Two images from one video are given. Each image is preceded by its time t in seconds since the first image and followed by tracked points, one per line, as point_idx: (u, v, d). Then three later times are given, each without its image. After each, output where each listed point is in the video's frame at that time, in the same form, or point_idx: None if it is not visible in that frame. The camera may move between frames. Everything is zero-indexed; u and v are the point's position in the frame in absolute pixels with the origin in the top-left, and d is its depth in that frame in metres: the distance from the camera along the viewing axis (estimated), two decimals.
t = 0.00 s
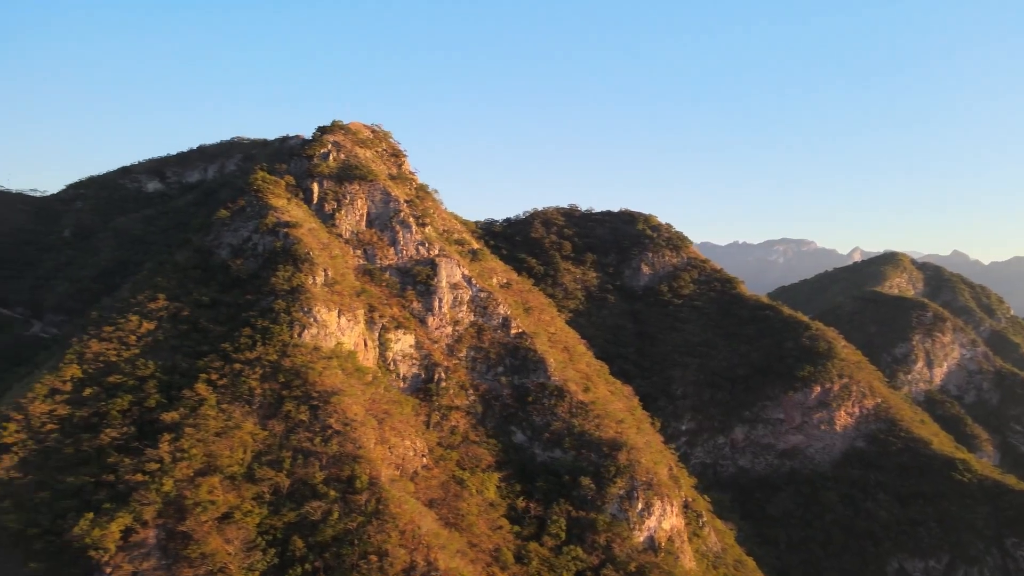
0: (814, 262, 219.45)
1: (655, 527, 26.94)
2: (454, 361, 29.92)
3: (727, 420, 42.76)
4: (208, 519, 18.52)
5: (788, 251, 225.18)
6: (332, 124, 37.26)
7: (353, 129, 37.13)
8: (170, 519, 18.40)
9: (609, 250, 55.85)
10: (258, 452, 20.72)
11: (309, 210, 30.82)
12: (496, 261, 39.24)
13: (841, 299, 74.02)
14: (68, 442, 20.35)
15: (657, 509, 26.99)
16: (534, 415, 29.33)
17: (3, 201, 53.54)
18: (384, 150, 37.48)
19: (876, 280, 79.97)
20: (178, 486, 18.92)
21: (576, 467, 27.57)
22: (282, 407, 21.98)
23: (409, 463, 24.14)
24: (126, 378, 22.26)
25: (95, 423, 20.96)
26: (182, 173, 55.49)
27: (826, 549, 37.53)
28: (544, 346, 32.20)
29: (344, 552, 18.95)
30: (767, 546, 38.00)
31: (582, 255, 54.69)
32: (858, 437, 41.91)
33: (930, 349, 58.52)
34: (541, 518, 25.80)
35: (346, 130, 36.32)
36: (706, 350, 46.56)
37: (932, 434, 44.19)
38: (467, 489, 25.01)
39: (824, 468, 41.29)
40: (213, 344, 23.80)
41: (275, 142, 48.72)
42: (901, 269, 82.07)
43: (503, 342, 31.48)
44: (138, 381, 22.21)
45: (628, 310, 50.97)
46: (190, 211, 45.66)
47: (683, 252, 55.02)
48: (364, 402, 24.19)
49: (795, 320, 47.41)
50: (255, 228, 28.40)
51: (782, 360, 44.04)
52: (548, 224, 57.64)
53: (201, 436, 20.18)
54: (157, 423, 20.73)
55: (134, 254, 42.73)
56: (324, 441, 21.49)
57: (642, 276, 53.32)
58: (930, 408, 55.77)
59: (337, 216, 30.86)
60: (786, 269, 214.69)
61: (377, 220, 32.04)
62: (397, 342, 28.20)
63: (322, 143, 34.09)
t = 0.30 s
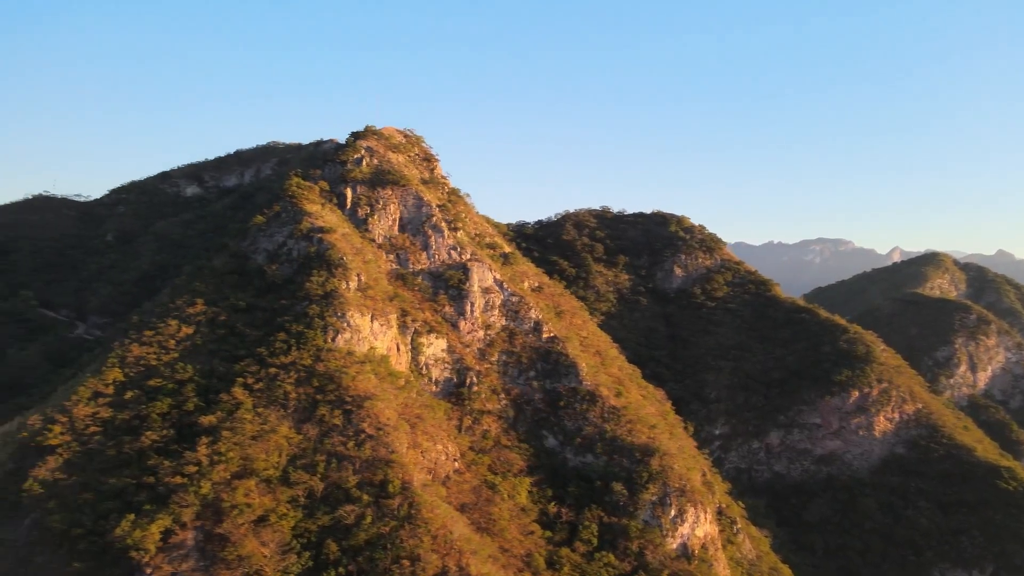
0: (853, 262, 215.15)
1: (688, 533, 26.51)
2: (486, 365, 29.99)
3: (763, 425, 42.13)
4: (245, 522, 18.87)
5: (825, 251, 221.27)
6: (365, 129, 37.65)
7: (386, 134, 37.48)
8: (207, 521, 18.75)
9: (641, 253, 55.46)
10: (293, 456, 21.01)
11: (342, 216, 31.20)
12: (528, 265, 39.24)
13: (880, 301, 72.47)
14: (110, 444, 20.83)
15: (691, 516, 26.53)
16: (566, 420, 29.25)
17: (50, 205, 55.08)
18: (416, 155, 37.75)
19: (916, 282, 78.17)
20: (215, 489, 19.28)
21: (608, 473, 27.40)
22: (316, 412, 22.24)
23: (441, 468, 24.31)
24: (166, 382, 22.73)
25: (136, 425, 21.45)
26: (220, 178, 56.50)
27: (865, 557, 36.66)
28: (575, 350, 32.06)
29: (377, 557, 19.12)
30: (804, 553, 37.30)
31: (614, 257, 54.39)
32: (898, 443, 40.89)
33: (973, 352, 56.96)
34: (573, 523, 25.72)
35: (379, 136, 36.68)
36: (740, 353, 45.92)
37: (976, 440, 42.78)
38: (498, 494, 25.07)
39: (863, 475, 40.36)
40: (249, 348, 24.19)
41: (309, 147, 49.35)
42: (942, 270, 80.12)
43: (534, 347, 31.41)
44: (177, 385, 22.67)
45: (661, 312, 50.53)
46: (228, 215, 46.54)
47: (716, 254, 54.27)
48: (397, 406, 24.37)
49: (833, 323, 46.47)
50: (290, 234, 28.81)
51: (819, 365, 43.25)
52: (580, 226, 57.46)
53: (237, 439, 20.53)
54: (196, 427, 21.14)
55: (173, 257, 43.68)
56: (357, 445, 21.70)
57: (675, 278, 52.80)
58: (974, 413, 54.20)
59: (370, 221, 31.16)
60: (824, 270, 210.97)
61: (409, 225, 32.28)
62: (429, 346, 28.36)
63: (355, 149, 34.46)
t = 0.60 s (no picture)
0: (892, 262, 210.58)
1: (722, 541, 26.04)
2: (518, 369, 30.00)
3: (798, 430, 41.41)
4: (280, 524, 19.16)
5: (862, 251, 217.00)
6: (398, 134, 37.94)
7: (418, 138, 37.76)
8: (243, 524, 19.05)
9: (674, 255, 54.94)
10: (327, 459, 21.24)
11: (375, 220, 31.52)
12: (560, 268, 39.17)
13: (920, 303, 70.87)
14: (150, 446, 21.33)
15: (724, 524, 26.02)
16: (598, 425, 29.11)
17: (93, 209, 56.56)
18: (448, 159, 37.92)
19: (958, 283, 76.24)
20: (251, 492, 19.61)
21: (640, 478, 27.16)
22: (349, 416, 22.46)
23: (473, 473, 24.43)
24: (203, 386, 23.18)
25: (175, 428, 21.92)
26: (256, 181, 57.45)
27: (905, 567, 35.67)
28: (607, 354, 31.87)
29: (409, 561, 19.24)
30: (841, 561, 36.50)
31: (646, 259, 53.99)
32: (940, 450, 39.82)
33: (1018, 356, 55.50)
34: (604, 529, 25.63)
35: (411, 140, 36.93)
36: (775, 357, 45.22)
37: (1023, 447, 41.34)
38: (530, 499, 25.08)
39: (903, 481, 39.41)
40: (284, 353, 24.55)
41: (342, 151, 49.88)
42: (986, 270, 78.03)
43: (566, 351, 31.28)
44: (214, 388, 23.10)
45: (694, 315, 50.03)
46: (264, 219, 47.28)
47: (751, 256, 53.48)
48: (429, 410, 24.51)
49: (871, 326, 45.44)
50: (323, 239, 29.16)
51: (857, 369, 42.36)
52: (612, 228, 57.17)
53: (273, 443, 20.85)
54: (232, 430, 21.52)
55: (211, 260, 44.52)
56: (390, 450, 21.86)
57: (708, 280, 52.24)
58: (1019, 418, 52.78)
59: (402, 226, 31.41)
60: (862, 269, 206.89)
61: (441, 229, 32.45)
62: (461, 350, 28.47)
63: (387, 154, 34.74)
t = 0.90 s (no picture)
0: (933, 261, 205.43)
1: (757, 550, 25.52)
2: (549, 374, 29.96)
3: (835, 435, 40.57)
4: (314, 527, 19.41)
5: (902, 251, 212.25)
6: (430, 138, 38.18)
7: (450, 143, 37.94)
8: (278, 527, 19.35)
9: (707, 256, 54.30)
10: (360, 463, 21.46)
11: (407, 225, 31.76)
12: (592, 272, 39.06)
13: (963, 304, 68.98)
14: (188, 449, 21.76)
15: (759, 532, 25.49)
16: (629, 430, 28.88)
17: (134, 212, 57.91)
18: (480, 163, 38.05)
19: (1003, 284, 74.04)
20: (286, 495, 19.91)
21: (673, 484, 26.87)
22: (382, 420, 22.65)
23: (504, 477, 24.50)
24: (239, 389, 23.57)
25: (213, 431, 22.35)
26: (291, 185, 58.26)
27: None
28: (639, 359, 31.61)
29: (441, 566, 19.32)
30: (880, 570, 35.44)
31: (679, 261, 53.47)
32: (984, 457, 38.59)
33: None
34: (636, 536, 25.47)
35: (442, 145, 37.14)
36: (812, 361, 44.45)
37: None
38: (561, 504, 25.01)
39: (945, 489, 38.09)
40: (318, 357, 24.86)
41: (375, 154, 50.32)
42: None
43: (598, 355, 31.11)
44: (250, 392, 23.49)
45: (728, 317, 49.39)
46: (299, 222, 47.95)
47: (785, 257, 52.61)
48: (461, 415, 24.62)
49: (911, 330, 44.35)
50: (357, 244, 29.47)
51: (896, 374, 41.40)
52: (644, 229, 56.74)
53: (307, 447, 21.12)
54: (268, 433, 21.87)
55: (247, 264, 45.26)
56: (422, 454, 21.99)
57: (742, 282, 51.49)
58: None
59: (434, 230, 31.60)
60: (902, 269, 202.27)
61: (472, 233, 32.55)
62: (492, 355, 28.55)
63: (419, 158, 34.98)
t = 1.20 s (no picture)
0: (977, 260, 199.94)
1: (792, 559, 24.87)
2: (581, 378, 29.88)
3: (874, 441, 39.65)
4: (347, 531, 19.61)
5: (944, 251, 207.09)
6: (462, 143, 38.33)
7: (481, 147, 38.05)
8: (312, 530, 19.60)
9: (741, 258, 53.57)
10: (392, 468, 21.62)
11: (439, 230, 31.95)
12: (624, 275, 38.89)
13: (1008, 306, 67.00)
14: (225, 452, 22.15)
15: (795, 541, 24.88)
16: (662, 435, 28.62)
17: (173, 216, 59.10)
18: (511, 167, 38.11)
19: None
20: (320, 499, 20.17)
21: (706, 491, 26.58)
22: (414, 425, 22.79)
23: (536, 483, 24.54)
24: (274, 393, 23.93)
25: (249, 434, 22.72)
26: (325, 189, 58.96)
27: None
28: (672, 363, 31.29)
29: (472, 571, 19.38)
30: None
31: (712, 263, 52.85)
32: None
33: None
34: (669, 543, 25.27)
35: (474, 149, 37.26)
36: (849, 366, 43.60)
37: None
38: (593, 510, 24.92)
39: (989, 498, 37.17)
40: (351, 361, 25.11)
41: (406, 157, 50.67)
42: None
43: (630, 360, 30.87)
44: (285, 396, 23.85)
45: (762, 321, 48.68)
46: (333, 226, 48.52)
47: (822, 259, 51.66)
48: (493, 420, 24.67)
49: (954, 334, 43.16)
50: (389, 248, 29.70)
51: (937, 380, 40.33)
52: (676, 231, 56.21)
53: (340, 451, 21.34)
54: (302, 437, 22.16)
55: (282, 267, 45.92)
56: (454, 459, 22.08)
57: (776, 285, 50.64)
58: None
59: (466, 234, 31.73)
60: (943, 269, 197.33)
61: (504, 237, 32.62)
62: (524, 359, 28.55)
63: (451, 163, 35.13)
